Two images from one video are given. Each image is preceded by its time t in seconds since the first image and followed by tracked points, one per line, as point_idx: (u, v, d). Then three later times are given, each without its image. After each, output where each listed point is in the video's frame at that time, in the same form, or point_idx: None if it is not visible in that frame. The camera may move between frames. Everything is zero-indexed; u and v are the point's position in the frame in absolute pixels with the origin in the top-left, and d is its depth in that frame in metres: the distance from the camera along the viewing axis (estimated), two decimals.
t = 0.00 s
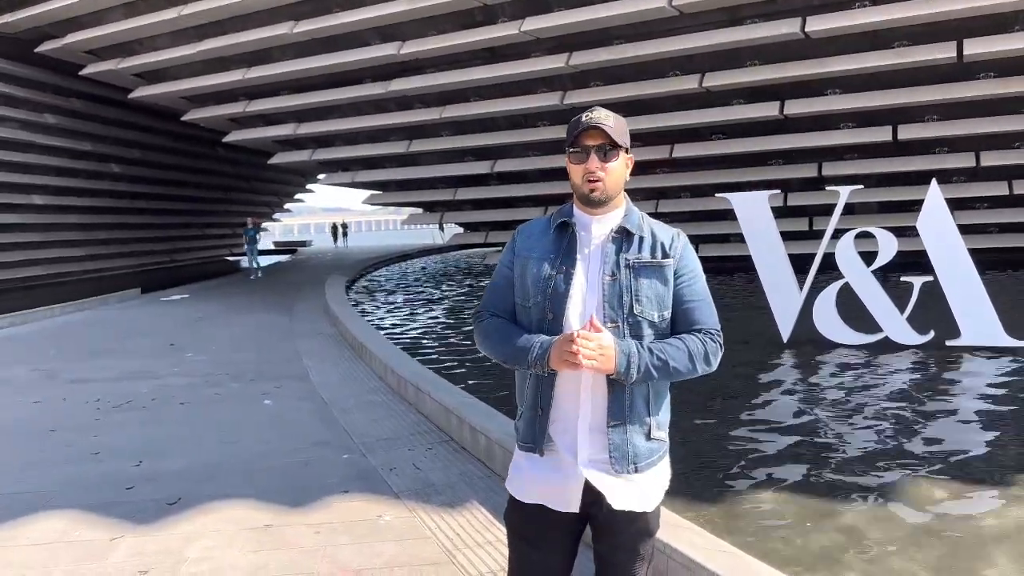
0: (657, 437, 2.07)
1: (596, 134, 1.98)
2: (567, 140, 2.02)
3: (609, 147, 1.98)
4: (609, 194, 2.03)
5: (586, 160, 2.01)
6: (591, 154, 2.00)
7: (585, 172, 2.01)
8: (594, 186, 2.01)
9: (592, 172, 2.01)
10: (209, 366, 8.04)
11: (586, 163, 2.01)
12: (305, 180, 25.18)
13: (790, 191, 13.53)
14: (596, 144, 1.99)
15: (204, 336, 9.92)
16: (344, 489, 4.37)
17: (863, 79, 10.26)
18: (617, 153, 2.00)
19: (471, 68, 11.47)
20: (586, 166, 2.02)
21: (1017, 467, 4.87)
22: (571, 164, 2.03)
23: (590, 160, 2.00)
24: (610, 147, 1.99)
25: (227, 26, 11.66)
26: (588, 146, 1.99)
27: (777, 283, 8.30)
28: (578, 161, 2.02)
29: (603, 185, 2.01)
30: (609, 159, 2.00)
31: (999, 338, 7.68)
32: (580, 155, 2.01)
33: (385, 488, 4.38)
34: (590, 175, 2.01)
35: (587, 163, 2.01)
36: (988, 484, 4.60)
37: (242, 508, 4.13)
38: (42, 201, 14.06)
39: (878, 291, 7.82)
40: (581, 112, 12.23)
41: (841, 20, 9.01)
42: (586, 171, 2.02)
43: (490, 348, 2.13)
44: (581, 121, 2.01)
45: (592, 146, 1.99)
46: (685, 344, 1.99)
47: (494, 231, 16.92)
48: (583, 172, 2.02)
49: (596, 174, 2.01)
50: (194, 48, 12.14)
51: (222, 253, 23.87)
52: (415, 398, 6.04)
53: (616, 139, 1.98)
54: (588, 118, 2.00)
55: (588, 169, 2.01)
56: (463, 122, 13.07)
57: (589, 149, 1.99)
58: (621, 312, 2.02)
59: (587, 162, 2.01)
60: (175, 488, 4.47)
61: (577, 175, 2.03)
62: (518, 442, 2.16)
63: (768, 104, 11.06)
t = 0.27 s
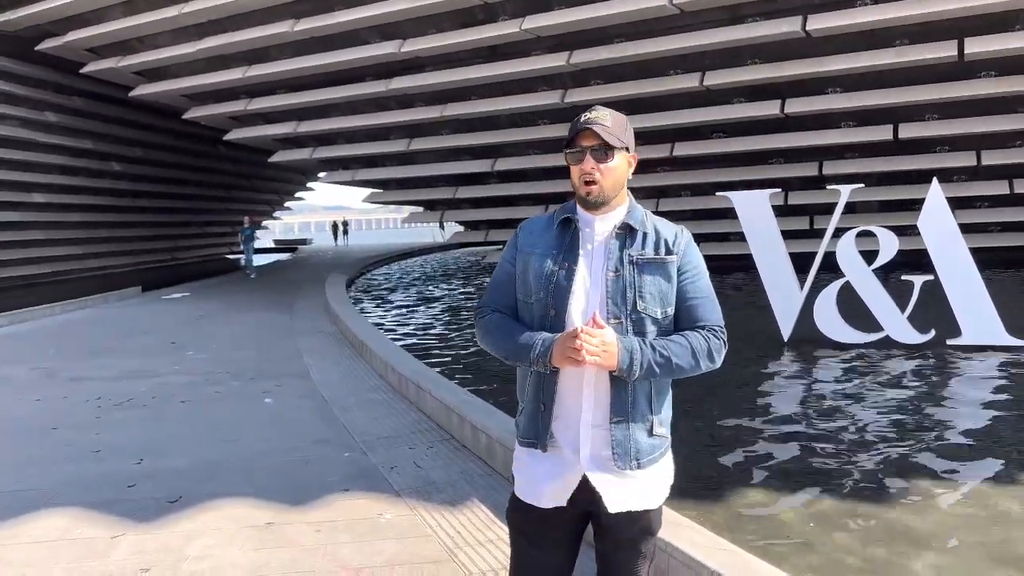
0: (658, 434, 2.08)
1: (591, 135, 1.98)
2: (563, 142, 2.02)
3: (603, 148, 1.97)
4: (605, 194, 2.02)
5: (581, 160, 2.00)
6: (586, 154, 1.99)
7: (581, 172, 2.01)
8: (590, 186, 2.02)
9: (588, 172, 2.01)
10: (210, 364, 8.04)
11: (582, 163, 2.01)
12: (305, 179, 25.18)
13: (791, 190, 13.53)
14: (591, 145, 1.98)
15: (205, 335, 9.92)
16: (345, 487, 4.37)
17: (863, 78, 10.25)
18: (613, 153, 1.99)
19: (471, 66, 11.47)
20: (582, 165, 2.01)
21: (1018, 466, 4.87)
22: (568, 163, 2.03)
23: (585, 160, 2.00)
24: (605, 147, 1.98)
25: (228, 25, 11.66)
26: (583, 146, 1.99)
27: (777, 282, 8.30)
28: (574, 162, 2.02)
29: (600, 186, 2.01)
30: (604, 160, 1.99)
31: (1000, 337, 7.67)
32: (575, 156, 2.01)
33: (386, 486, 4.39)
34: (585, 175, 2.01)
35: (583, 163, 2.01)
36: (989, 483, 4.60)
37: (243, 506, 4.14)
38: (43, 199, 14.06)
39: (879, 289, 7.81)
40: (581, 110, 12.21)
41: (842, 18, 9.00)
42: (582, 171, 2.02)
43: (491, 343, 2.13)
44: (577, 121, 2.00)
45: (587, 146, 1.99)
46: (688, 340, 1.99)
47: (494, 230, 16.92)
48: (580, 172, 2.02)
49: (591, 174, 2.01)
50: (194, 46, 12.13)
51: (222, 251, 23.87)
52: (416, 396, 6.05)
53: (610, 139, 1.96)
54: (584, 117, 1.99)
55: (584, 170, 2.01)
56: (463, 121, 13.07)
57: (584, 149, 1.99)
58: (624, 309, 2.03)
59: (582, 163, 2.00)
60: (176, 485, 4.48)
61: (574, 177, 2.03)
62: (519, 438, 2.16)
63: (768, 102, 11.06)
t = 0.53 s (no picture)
0: (662, 431, 2.08)
1: (594, 134, 1.98)
2: (567, 141, 2.02)
3: (605, 146, 1.97)
4: (608, 193, 2.03)
5: (584, 159, 2.01)
6: (589, 154, 1.99)
7: (584, 171, 2.02)
8: (593, 185, 2.02)
9: (590, 171, 2.01)
10: (212, 362, 8.05)
11: (585, 162, 2.01)
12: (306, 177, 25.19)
13: (792, 188, 13.52)
14: (593, 143, 1.98)
15: (207, 333, 9.93)
16: (347, 485, 4.38)
17: (864, 76, 10.25)
18: (616, 153, 1.98)
19: (473, 64, 11.47)
20: (585, 165, 2.02)
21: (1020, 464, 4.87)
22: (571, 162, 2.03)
23: (588, 160, 2.00)
24: (608, 147, 1.98)
25: (230, 23, 11.66)
26: (586, 145, 1.99)
27: (779, 280, 8.29)
28: (577, 161, 2.02)
29: (602, 184, 2.01)
30: (606, 158, 1.99)
31: (1002, 335, 7.67)
32: (578, 155, 2.01)
33: (388, 484, 4.39)
34: (588, 174, 2.01)
35: (586, 162, 2.01)
36: (990, 481, 4.60)
37: (245, 504, 4.15)
38: (45, 198, 14.07)
39: (881, 288, 7.81)
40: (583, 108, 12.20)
41: (844, 17, 8.99)
42: (585, 170, 2.02)
43: (495, 340, 2.13)
44: (581, 120, 2.00)
45: (590, 145, 1.99)
46: (691, 338, 1.99)
47: (496, 228, 16.91)
48: (583, 171, 2.02)
49: (594, 173, 2.01)
50: (196, 44, 12.14)
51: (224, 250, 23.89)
52: (418, 393, 6.05)
53: (613, 139, 1.96)
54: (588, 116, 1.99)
55: (587, 169, 2.01)
56: (465, 119, 13.07)
57: (587, 148, 1.99)
58: (628, 306, 2.03)
59: (585, 162, 2.01)
60: (179, 483, 4.49)
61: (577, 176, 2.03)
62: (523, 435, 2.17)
63: (770, 101, 11.05)
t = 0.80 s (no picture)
0: (666, 430, 2.07)
1: (606, 132, 1.97)
2: (580, 144, 2.00)
3: (618, 144, 1.97)
4: (626, 189, 2.03)
5: (599, 159, 2.00)
6: (604, 153, 1.99)
7: (600, 171, 2.01)
8: (611, 184, 2.01)
9: (607, 170, 2.01)
10: (215, 361, 8.05)
11: (600, 162, 2.01)
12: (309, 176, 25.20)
13: (795, 186, 13.50)
14: (607, 142, 1.97)
15: (211, 331, 9.94)
16: (350, 484, 4.38)
17: (868, 74, 10.22)
18: (628, 148, 1.99)
19: (476, 62, 11.45)
20: (600, 165, 2.01)
21: None
22: (584, 164, 2.02)
23: (604, 159, 1.99)
24: (621, 142, 1.98)
25: (233, 22, 11.66)
26: (599, 144, 1.98)
27: (782, 279, 8.27)
28: (590, 161, 2.01)
29: (620, 182, 2.01)
30: (621, 156, 1.99)
31: (1006, 334, 7.65)
32: (592, 155, 2.00)
33: (391, 482, 4.39)
34: (605, 173, 2.01)
35: (601, 162, 2.00)
36: (996, 480, 4.58)
37: (249, 502, 4.14)
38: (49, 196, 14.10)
39: (885, 286, 7.79)
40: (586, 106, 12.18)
41: (849, 14, 8.96)
42: (600, 170, 2.01)
43: (499, 341, 2.13)
44: (587, 119, 1.99)
45: (604, 143, 1.98)
46: (695, 338, 1.99)
47: (499, 226, 16.90)
48: (598, 171, 2.02)
49: (611, 171, 2.01)
50: (199, 42, 12.13)
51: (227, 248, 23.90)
52: (421, 392, 6.05)
53: (626, 133, 1.97)
54: (594, 116, 1.98)
55: (603, 168, 2.01)
56: (468, 117, 13.06)
57: (601, 147, 1.98)
58: (632, 305, 2.02)
59: (600, 161, 2.00)
60: (183, 481, 4.49)
61: (593, 177, 2.02)
62: (527, 435, 2.16)
63: (773, 99, 11.02)
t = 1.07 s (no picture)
0: (669, 429, 2.06)
1: (640, 129, 1.97)
2: (607, 143, 1.97)
3: (644, 143, 1.97)
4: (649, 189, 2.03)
5: (631, 157, 1.98)
6: (637, 150, 1.98)
7: (631, 170, 1.99)
8: (641, 182, 2.00)
9: (632, 169, 1.99)
10: (218, 359, 8.06)
11: (630, 160, 1.99)
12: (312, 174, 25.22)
13: (799, 185, 13.47)
14: (642, 139, 1.97)
15: (215, 329, 9.96)
16: (353, 482, 4.37)
17: (873, 72, 10.19)
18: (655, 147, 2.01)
19: (479, 60, 11.44)
20: (629, 163, 1.99)
21: None
22: (615, 162, 1.98)
23: (636, 156, 1.98)
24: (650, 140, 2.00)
25: (236, 20, 11.66)
26: (633, 141, 1.97)
27: (786, 277, 8.26)
28: (621, 160, 1.98)
29: (644, 182, 2.01)
30: (646, 156, 1.99)
31: (1011, 333, 7.62)
32: (624, 153, 1.97)
33: (394, 481, 4.39)
34: (636, 171, 1.99)
35: (632, 160, 1.98)
36: (1001, 480, 4.56)
37: (252, 501, 4.14)
38: (52, 194, 14.14)
39: (889, 285, 7.78)
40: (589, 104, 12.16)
41: (853, 12, 8.93)
42: (631, 168, 1.99)
43: (501, 342, 2.12)
44: (617, 117, 1.98)
45: (638, 141, 1.97)
46: (698, 336, 1.98)
47: (502, 225, 16.89)
48: (627, 170, 1.99)
49: (642, 169, 2.00)
50: (202, 41, 12.14)
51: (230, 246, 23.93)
52: (425, 390, 6.05)
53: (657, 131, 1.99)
54: (623, 115, 1.98)
55: (634, 166, 1.99)
56: (471, 116, 13.05)
57: (636, 144, 1.97)
58: (634, 304, 2.01)
59: (632, 159, 1.98)
60: (186, 479, 4.49)
61: (619, 176, 1.99)
62: (529, 435, 2.15)
63: (777, 97, 11.00)
